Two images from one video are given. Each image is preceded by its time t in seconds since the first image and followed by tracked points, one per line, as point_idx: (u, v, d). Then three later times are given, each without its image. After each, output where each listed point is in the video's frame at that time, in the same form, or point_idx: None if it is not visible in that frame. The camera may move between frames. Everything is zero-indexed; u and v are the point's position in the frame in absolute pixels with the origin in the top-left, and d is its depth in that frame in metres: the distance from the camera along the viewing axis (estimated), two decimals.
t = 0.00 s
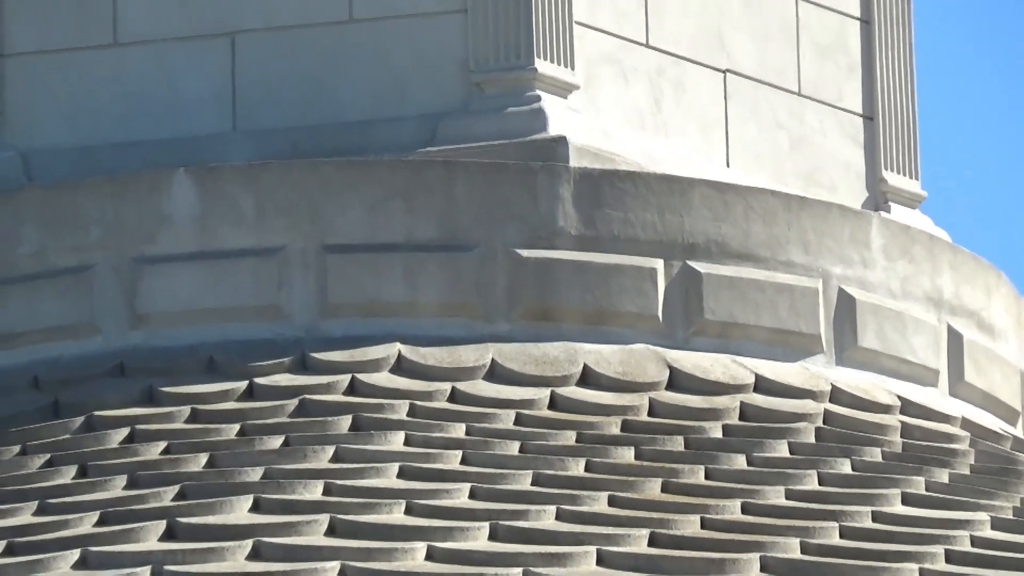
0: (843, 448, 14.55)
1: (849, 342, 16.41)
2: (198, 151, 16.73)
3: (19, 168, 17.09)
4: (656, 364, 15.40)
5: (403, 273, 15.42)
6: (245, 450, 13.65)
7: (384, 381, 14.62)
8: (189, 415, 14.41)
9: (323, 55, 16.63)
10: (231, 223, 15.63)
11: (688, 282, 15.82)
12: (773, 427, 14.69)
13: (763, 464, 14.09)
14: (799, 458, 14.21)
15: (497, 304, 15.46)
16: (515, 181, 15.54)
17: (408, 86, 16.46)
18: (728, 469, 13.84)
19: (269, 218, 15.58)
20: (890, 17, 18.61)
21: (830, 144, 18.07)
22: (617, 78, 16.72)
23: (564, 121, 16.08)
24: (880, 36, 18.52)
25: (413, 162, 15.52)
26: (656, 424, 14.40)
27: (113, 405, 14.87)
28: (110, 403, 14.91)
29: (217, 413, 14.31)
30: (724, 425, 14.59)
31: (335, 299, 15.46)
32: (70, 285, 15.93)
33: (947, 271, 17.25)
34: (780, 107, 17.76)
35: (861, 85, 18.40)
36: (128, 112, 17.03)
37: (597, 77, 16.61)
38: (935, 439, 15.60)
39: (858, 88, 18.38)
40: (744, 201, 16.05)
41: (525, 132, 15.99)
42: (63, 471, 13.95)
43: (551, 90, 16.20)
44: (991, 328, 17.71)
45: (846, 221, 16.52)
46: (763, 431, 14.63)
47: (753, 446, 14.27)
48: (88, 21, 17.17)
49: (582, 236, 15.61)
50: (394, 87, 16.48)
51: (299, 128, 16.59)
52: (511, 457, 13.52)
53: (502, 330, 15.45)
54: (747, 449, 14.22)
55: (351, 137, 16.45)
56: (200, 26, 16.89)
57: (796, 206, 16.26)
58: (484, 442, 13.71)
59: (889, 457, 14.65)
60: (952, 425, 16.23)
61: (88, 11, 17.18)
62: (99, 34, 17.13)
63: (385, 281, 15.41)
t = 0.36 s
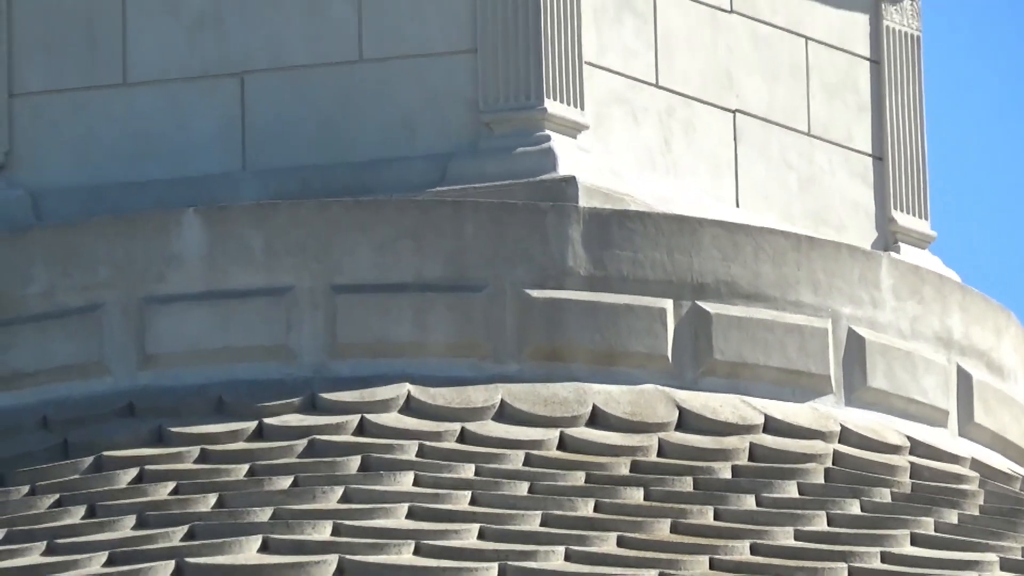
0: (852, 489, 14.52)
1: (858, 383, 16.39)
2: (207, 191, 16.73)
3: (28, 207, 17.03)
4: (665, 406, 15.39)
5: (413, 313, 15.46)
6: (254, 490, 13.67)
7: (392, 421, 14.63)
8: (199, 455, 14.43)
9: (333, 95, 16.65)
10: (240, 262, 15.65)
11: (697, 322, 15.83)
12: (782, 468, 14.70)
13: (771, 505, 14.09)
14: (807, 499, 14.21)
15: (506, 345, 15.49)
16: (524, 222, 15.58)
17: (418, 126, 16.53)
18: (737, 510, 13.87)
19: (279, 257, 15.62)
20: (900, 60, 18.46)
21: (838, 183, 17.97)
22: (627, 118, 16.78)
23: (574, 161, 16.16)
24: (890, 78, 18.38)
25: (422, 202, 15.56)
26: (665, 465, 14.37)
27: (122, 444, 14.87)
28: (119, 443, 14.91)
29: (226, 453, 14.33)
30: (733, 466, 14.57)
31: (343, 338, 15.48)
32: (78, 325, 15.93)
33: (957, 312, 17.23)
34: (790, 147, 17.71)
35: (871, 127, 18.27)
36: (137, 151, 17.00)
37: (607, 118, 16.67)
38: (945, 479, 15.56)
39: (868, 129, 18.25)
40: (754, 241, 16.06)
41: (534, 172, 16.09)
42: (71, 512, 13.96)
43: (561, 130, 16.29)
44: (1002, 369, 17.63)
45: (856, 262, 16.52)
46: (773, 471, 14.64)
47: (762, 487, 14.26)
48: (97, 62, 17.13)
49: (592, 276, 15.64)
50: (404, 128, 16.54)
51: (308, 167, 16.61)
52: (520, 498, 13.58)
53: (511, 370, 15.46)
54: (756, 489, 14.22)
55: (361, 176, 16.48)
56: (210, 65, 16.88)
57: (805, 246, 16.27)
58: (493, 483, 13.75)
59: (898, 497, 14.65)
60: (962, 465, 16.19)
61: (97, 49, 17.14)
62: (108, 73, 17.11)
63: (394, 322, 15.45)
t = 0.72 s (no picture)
0: (860, 548, 14.73)
1: (866, 443, 16.39)
2: (215, 251, 16.79)
3: (36, 266, 17.04)
4: (673, 466, 15.42)
5: (420, 372, 15.53)
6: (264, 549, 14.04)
7: (400, 480, 14.79)
8: (207, 514, 14.57)
9: (341, 154, 16.74)
10: (248, 322, 15.72)
11: (704, 383, 15.87)
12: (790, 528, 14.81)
13: (781, 564, 14.40)
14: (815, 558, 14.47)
15: (514, 405, 15.55)
16: (532, 283, 15.69)
17: (425, 186, 16.61)
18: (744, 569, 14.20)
19: (288, 317, 15.69)
20: (907, 120, 18.39)
21: (847, 243, 17.97)
22: (634, 180, 16.88)
23: (581, 221, 16.26)
24: (897, 138, 18.31)
25: (430, 261, 15.65)
26: (673, 525, 14.66)
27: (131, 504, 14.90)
28: (127, 502, 14.98)
29: (234, 512, 14.51)
30: (741, 526, 14.77)
31: (351, 398, 15.54)
32: (86, 385, 15.93)
33: (965, 372, 17.13)
34: (797, 208, 17.74)
35: (878, 187, 18.23)
36: (146, 210, 17.02)
37: (615, 178, 16.79)
38: (953, 539, 15.58)
39: (875, 189, 18.21)
40: (762, 301, 16.11)
41: (543, 232, 16.21)
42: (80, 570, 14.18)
43: (568, 189, 16.41)
44: (1009, 429, 17.48)
45: (863, 322, 16.54)
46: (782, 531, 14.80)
47: (769, 545, 14.55)
48: (106, 122, 17.18)
49: (600, 335, 15.72)
50: (412, 188, 16.63)
51: (317, 227, 16.68)
52: (530, 558, 13.97)
53: (518, 429, 15.52)
54: (764, 548, 14.51)
55: (369, 236, 16.55)
56: (218, 124, 16.96)
57: (813, 306, 16.32)
58: (501, 542, 14.14)
59: (907, 557, 14.75)
60: (969, 525, 16.19)
61: (106, 109, 17.20)
62: (117, 133, 17.15)
63: (402, 382, 15.51)
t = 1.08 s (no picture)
0: None
1: (873, 515, 16.37)
2: (223, 322, 16.85)
3: (44, 336, 17.08)
4: (681, 537, 15.57)
5: (428, 444, 15.62)
6: None
7: (407, 553, 15.14)
8: None
9: (350, 226, 16.82)
10: (256, 394, 15.77)
11: (712, 455, 15.92)
12: None
13: None
14: None
15: (522, 477, 15.64)
16: (541, 355, 15.78)
17: (434, 257, 16.70)
18: None
19: (295, 389, 15.75)
20: (916, 191, 18.35)
21: (855, 314, 17.98)
22: (642, 252, 16.95)
23: (589, 292, 16.35)
24: (906, 209, 18.28)
25: (437, 333, 15.71)
26: None
27: None
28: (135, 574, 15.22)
29: None
30: None
31: (359, 469, 15.64)
32: (93, 456, 15.95)
33: (972, 444, 17.06)
34: (805, 279, 17.79)
35: (885, 258, 18.22)
36: (154, 281, 17.07)
37: (624, 249, 16.88)
38: None
39: (883, 261, 18.19)
40: (770, 373, 16.13)
41: (551, 304, 16.30)
42: None
43: (577, 261, 16.50)
44: (1017, 500, 17.36)
45: (871, 394, 16.52)
46: None
47: None
48: (114, 192, 17.22)
49: (608, 407, 15.79)
50: (420, 260, 16.71)
51: (325, 298, 16.74)
52: None
53: (526, 501, 15.60)
54: None
55: (377, 306, 16.63)
56: (227, 196, 17.03)
57: (821, 378, 16.33)
58: None
59: None
60: None
61: (115, 179, 17.25)
62: (125, 203, 17.20)
63: (409, 454, 15.61)
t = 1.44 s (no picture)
0: None
1: None
2: (228, 398, 16.88)
3: (48, 414, 17.08)
4: None
5: (433, 521, 15.67)
6: None
7: None
8: None
9: (355, 302, 16.90)
10: (260, 470, 15.78)
11: (716, 532, 15.93)
12: None
13: None
14: None
15: (526, 554, 15.67)
16: (544, 433, 15.80)
17: (439, 334, 16.77)
18: None
19: (300, 466, 15.77)
20: (921, 270, 18.41)
21: (860, 392, 18.03)
22: (648, 330, 17.01)
23: (594, 370, 16.40)
24: (910, 287, 18.35)
25: (441, 410, 15.75)
26: None
27: None
28: None
29: None
30: None
31: (364, 545, 15.67)
32: (97, 531, 15.95)
33: (977, 521, 17.05)
34: (809, 357, 17.83)
35: (890, 337, 18.26)
36: (159, 357, 17.11)
37: (628, 327, 16.94)
38: None
39: (888, 339, 18.25)
40: (773, 450, 16.15)
41: (556, 381, 16.35)
42: None
43: (581, 338, 16.57)
44: None
45: (875, 471, 16.53)
46: None
47: None
48: (119, 268, 17.29)
49: (612, 484, 15.82)
50: (426, 337, 16.77)
51: (330, 375, 16.78)
52: None
53: None
54: None
55: (381, 383, 16.66)
56: (232, 273, 17.10)
57: (824, 455, 16.35)
58: None
59: None
60: None
61: (120, 256, 17.31)
62: (131, 279, 17.27)
63: (414, 531, 15.65)
